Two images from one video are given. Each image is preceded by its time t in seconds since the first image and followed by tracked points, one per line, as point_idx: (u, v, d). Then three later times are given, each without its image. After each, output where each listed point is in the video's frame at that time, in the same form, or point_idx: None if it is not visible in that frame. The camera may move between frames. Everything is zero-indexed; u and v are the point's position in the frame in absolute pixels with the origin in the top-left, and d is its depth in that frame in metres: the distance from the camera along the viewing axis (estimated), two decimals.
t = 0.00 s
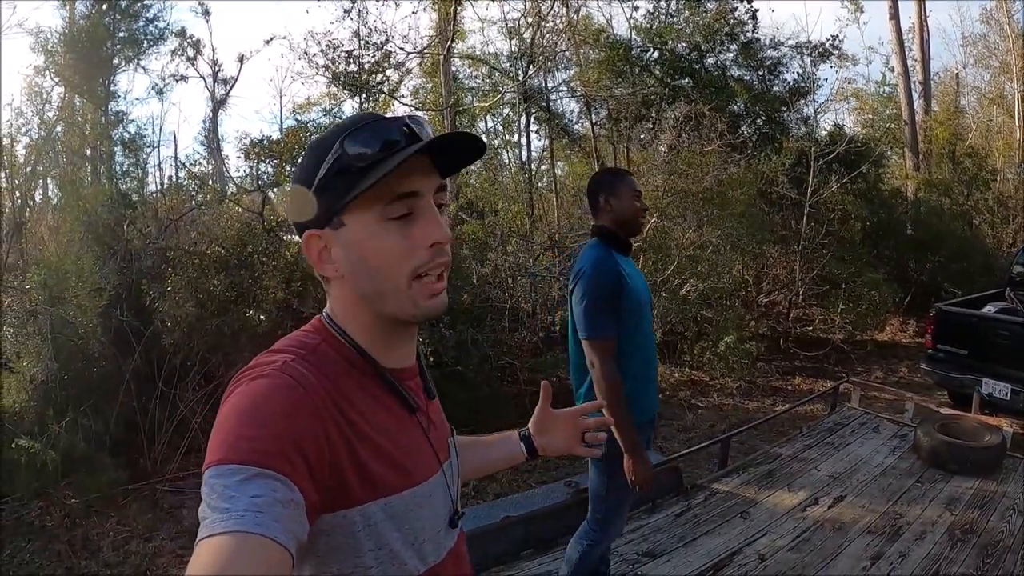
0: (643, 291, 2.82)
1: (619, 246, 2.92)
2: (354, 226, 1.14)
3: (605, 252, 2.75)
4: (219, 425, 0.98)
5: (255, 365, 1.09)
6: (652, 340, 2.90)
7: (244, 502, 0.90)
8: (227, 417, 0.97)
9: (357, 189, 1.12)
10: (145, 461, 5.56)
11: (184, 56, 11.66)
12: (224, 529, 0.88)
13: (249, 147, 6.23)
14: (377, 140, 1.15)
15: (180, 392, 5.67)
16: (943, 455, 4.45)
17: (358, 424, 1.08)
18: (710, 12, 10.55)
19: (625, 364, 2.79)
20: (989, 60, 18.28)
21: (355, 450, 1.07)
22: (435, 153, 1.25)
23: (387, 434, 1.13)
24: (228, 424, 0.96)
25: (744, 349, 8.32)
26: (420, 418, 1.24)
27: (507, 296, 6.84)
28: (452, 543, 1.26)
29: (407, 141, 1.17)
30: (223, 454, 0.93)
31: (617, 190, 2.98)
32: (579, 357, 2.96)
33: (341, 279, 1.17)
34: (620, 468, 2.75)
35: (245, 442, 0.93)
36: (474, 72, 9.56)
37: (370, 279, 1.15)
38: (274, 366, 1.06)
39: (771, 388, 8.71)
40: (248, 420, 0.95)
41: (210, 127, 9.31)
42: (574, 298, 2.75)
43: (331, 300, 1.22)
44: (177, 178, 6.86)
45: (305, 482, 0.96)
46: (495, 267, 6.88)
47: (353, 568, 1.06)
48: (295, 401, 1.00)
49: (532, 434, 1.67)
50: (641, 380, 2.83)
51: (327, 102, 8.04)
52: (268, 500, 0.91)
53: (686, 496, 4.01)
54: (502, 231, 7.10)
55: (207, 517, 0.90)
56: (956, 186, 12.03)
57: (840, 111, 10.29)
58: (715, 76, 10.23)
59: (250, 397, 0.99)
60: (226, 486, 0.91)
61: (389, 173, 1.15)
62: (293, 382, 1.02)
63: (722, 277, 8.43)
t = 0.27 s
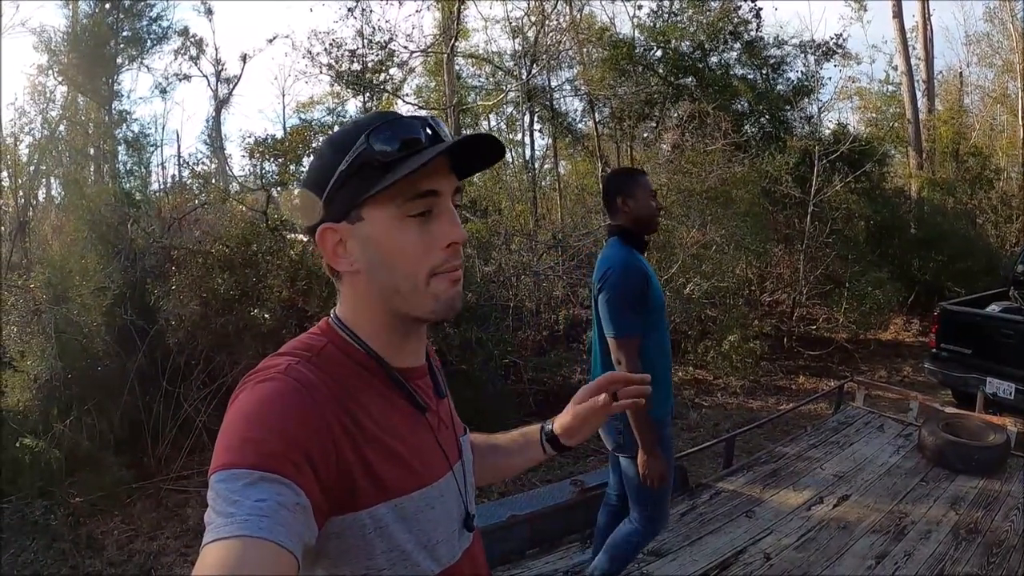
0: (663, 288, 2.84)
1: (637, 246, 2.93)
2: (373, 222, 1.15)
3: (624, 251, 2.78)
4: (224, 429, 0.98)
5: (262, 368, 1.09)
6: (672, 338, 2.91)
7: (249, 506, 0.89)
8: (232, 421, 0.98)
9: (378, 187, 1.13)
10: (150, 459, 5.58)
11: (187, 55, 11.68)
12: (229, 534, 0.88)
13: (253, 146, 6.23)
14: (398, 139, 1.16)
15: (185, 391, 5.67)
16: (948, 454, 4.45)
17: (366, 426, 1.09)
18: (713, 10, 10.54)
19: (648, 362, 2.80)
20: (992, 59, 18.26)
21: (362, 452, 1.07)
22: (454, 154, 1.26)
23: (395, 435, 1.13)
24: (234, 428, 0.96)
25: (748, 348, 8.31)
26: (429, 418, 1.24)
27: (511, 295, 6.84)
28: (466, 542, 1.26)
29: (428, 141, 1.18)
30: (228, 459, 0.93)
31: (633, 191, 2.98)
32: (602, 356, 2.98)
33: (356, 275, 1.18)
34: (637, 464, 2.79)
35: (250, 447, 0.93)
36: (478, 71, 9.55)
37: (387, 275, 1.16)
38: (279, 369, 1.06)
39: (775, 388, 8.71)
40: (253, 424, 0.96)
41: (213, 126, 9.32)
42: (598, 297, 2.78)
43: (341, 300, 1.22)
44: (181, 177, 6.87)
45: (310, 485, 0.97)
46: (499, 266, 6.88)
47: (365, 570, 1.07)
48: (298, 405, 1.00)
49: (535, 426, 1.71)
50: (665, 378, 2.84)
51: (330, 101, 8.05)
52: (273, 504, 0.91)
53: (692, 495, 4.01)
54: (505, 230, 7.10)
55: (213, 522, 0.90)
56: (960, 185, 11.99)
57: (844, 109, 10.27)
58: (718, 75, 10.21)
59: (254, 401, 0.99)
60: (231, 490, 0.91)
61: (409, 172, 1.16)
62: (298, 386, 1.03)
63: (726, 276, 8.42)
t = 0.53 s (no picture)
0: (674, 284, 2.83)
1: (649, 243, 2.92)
2: (357, 214, 1.15)
3: (634, 246, 2.78)
4: (219, 423, 0.98)
5: (257, 363, 1.09)
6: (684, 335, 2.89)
7: (245, 501, 0.89)
8: (226, 417, 0.97)
9: (359, 180, 1.13)
10: (151, 458, 5.58)
11: (189, 55, 11.70)
12: (225, 527, 0.88)
13: (255, 145, 6.24)
14: (385, 129, 1.15)
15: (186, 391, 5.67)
16: (950, 454, 4.44)
17: (362, 422, 1.08)
18: (715, 11, 10.54)
19: (660, 357, 2.78)
20: (993, 60, 18.27)
21: (357, 447, 1.07)
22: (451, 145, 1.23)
23: (393, 430, 1.12)
24: (228, 423, 0.96)
25: (749, 348, 8.30)
26: (429, 412, 1.23)
27: (512, 294, 6.84)
28: (467, 537, 1.25)
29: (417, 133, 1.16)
30: (222, 453, 0.93)
31: (644, 189, 2.98)
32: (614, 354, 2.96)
33: (346, 267, 1.19)
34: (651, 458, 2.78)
35: (245, 441, 0.93)
36: (479, 71, 9.55)
37: (369, 270, 1.16)
38: (273, 364, 1.06)
39: (776, 388, 8.69)
40: (247, 418, 0.95)
41: (215, 126, 9.33)
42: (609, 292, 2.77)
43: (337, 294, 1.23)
44: (183, 176, 6.87)
45: (305, 480, 0.97)
46: (501, 266, 6.88)
47: (361, 564, 1.07)
48: (293, 400, 1.00)
49: (522, 398, 1.73)
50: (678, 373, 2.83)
51: (332, 101, 8.05)
52: (269, 498, 0.91)
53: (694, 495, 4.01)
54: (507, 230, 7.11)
55: (209, 517, 0.90)
56: (962, 185, 11.99)
57: (845, 110, 10.26)
58: (720, 75, 10.21)
59: (249, 396, 0.99)
60: (226, 485, 0.90)
61: (393, 166, 1.15)
62: (292, 380, 1.02)
63: (728, 276, 8.42)
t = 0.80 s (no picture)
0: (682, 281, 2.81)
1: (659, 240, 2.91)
2: (380, 207, 1.14)
3: (641, 242, 2.77)
4: (207, 412, 0.97)
5: (247, 354, 1.09)
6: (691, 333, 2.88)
7: (234, 487, 0.88)
8: (215, 405, 0.97)
9: (388, 174, 1.12)
10: (152, 458, 5.58)
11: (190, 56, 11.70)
12: (212, 515, 0.87)
13: (256, 145, 6.24)
14: (417, 127, 1.15)
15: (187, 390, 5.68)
16: (951, 454, 4.44)
17: (352, 412, 1.08)
18: (716, 12, 10.54)
19: (665, 354, 2.77)
20: (995, 61, 18.27)
21: (346, 437, 1.06)
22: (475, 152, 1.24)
23: (384, 421, 1.12)
24: (218, 411, 0.95)
25: (750, 348, 8.29)
26: (422, 403, 1.22)
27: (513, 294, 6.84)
28: (464, 530, 1.24)
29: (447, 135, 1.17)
30: (210, 441, 0.92)
31: (654, 185, 2.97)
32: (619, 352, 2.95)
33: (357, 260, 1.17)
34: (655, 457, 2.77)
35: (233, 429, 0.92)
36: (480, 72, 9.55)
37: (387, 266, 1.15)
38: (262, 354, 1.05)
39: (778, 389, 8.69)
40: (236, 406, 0.95)
41: (216, 126, 9.33)
42: (614, 290, 2.76)
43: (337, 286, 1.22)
44: (184, 176, 6.87)
45: (293, 468, 0.96)
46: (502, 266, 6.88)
47: (350, 556, 1.06)
48: (282, 389, 1.00)
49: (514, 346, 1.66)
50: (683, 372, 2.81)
51: (333, 101, 8.05)
52: (257, 485, 0.90)
53: (695, 495, 4.00)
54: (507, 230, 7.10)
55: (197, 504, 0.89)
56: (963, 186, 11.99)
57: (846, 111, 10.26)
58: (721, 76, 10.20)
59: (237, 385, 0.98)
60: (215, 473, 0.90)
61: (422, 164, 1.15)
62: (280, 370, 1.02)
63: (729, 277, 8.41)
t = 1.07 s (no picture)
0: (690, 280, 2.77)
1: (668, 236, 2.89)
2: (398, 192, 1.14)
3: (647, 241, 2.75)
4: (209, 396, 0.98)
5: (251, 339, 1.10)
6: (699, 333, 2.83)
7: (233, 472, 0.89)
8: (216, 390, 0.98)
9: (413, 159, 1.13)
10: (152, 458, 5.59)
11: (190, 57, 11.70)
12: (212, 500, 0.87)
13: (257, 145, 6.25)
14: (439, 118, 1.17)
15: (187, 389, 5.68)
16: (951, 454, 4.44)
17: (353, 399, 1.08)
18: (717, 13, 10.53)
19: (666, 356, 2.75)
20: (995, 63, 18.28)
21: (348, 424, 1.06)
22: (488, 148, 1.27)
23: (386, 409, 1.12)
24: (219, 396, 0.96)
25: (751, 349, 8.28)
26: (423, 391, 1.22)
27: (514, 294, 6.84)
28: (463, 520, 1.24)
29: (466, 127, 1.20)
30: (211, 426, 0.93)
31: (662, 178, 2.96)
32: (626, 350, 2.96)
33: (370, 242, 1.17)
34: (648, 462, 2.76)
35: (233, 414, 0.93)
36: (481, 72, 9.55)
37: (401, 248, 1.15)
38: (264, 340, 1.06)
39: (778, 390, 8.69)
40: (236, 392, 0.96)
41: (216, 127, 9.34)
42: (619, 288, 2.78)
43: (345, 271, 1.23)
44: (184, 176, 6.88)
45: (292, 454, 0.96)
46: (502, 266, 6.87)
47: (347, 543, 1.06)
48: (283, 376, 1.00)
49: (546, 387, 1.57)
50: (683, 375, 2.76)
51: (333, 102, 8.05)
52: (257, 470, 0.90)
53: (695, 494, 4.00)
54: (508, 230, 7.10)
55: (197, 489, 0.90)
56: (964, 187, 11.98)
57: (847, 112, 10.26)
58: (722, 77, 10.19)
59: (238, 371, 0.99)
60: (215, 458, 0.90)
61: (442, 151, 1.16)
62: (282, 356, 1.03)
63: (729, 277, 8.41)
